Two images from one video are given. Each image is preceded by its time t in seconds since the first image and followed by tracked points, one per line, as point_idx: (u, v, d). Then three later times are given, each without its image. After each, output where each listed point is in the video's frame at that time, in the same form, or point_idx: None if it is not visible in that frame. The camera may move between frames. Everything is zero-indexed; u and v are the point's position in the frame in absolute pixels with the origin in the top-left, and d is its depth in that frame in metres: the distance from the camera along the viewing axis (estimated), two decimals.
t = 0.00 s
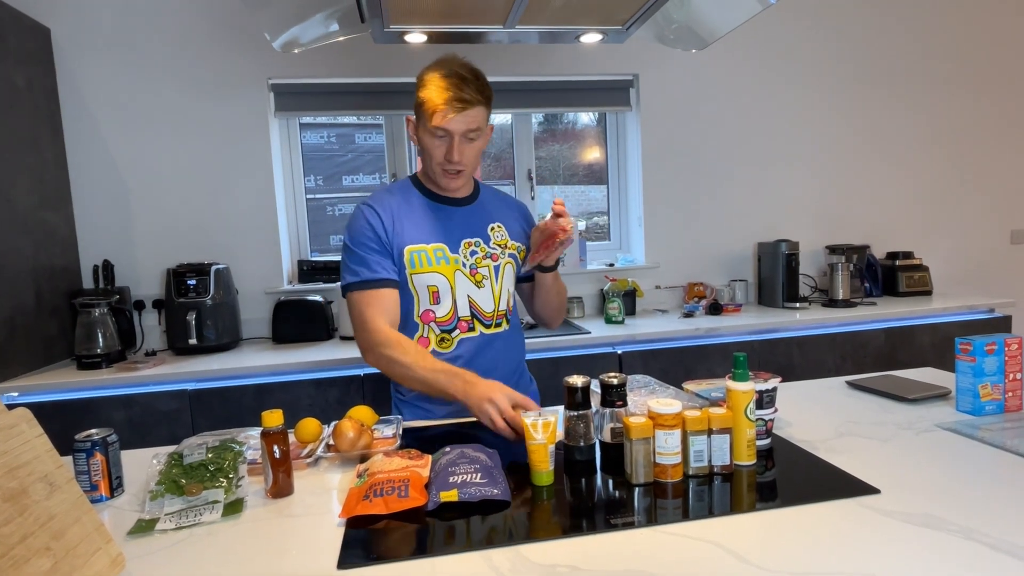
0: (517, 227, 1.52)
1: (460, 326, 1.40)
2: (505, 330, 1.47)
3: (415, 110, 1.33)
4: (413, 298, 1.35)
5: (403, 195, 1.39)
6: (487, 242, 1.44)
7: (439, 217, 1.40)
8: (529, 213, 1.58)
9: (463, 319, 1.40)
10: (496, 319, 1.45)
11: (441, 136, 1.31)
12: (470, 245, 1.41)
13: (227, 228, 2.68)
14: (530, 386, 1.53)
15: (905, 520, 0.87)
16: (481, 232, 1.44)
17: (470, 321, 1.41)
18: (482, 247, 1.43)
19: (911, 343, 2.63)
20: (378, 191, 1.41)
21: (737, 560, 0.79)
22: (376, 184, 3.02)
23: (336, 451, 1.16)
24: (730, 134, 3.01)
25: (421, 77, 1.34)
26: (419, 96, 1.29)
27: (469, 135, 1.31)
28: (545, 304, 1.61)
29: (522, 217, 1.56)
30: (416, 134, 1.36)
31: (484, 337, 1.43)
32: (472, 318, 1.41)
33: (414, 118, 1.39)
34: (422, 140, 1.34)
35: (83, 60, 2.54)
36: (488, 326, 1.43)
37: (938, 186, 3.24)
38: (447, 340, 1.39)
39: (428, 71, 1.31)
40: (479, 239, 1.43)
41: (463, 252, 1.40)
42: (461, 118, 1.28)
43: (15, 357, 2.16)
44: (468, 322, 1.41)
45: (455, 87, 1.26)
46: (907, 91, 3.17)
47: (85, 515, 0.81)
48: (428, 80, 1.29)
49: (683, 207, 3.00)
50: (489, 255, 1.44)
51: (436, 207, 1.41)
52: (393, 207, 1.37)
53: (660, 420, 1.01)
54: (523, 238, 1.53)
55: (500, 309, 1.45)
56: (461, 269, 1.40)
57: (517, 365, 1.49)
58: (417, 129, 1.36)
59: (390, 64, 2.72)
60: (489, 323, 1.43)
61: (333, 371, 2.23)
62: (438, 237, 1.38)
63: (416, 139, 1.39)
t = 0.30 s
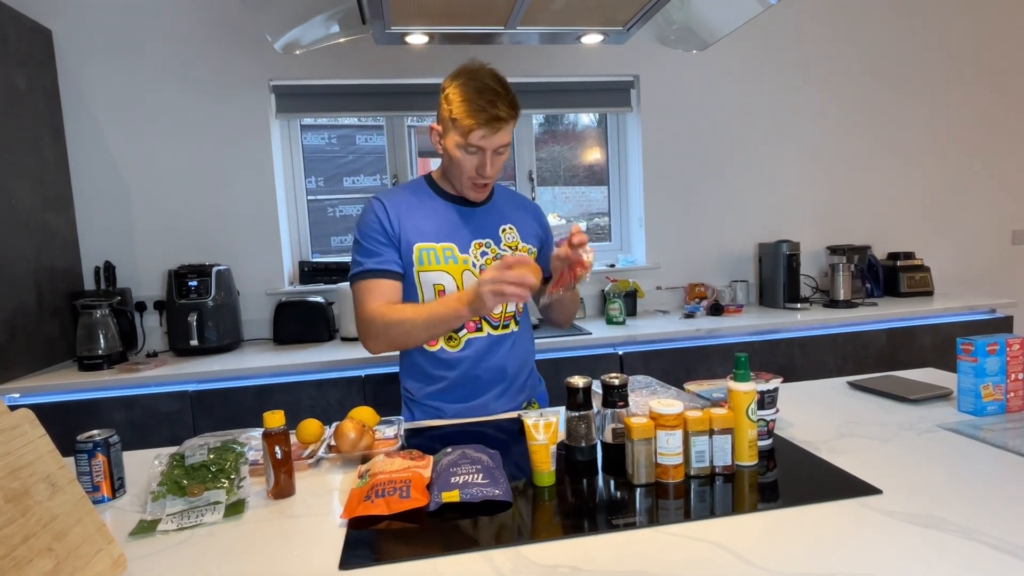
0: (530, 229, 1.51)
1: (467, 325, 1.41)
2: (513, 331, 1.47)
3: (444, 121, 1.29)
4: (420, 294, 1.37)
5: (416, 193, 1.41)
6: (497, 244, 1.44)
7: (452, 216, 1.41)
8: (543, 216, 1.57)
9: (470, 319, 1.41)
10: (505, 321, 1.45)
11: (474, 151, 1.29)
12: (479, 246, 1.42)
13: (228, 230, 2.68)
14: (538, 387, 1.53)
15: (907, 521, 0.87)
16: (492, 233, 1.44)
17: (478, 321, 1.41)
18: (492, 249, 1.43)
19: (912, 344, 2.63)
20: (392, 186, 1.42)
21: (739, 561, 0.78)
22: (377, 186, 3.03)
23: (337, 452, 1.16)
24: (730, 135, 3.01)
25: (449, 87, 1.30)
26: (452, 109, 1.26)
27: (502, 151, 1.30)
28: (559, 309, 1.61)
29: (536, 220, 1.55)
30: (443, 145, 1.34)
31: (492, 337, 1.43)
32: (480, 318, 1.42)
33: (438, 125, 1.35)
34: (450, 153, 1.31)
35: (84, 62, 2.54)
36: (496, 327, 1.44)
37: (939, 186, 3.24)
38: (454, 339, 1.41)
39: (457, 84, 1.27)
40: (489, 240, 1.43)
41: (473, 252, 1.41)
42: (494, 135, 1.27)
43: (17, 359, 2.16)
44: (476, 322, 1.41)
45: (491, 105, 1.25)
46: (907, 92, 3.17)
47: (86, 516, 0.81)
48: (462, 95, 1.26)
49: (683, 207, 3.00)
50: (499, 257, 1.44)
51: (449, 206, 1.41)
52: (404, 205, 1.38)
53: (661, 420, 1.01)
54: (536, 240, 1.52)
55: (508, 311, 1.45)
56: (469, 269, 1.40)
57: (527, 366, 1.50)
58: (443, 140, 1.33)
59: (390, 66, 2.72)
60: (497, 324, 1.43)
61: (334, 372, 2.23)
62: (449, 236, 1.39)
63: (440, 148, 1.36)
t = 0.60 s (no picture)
0: (540, 230, 1.51)
1: (477, 326, 1.40)
2: (522, 331, 1.47)
3: (453, 118, 1.31)
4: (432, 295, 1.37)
5: (428, 193, 1.41)
6: (508, 244, 1.44)
7: (463, 217, 1.41)
8: (553, 217, 1.56)
9: (481, 319, 1.40)
10: (514, 321, 1.45)
11: (483, 147, 1.30)
12: (490, 246, 1.41)
13: (228, 230, 2.68)
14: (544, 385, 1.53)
15: (905, 520, 0.87)
16: (503, 233, 1.44)
17: (488, 321, 1.41)
18: (503, 249, 1.43)
19: (911, 344, 2.63)
20: (404, 188, 1.43)
21: (737, 560, 0.79)
22: (376, 186, 3.03)
23: (337, 452, 1.16)
24: (729, 135, 3.02)
25: (457, 83, 1.31)
26: (461, 106, 1.27)
27: (511, 147, 1.31)
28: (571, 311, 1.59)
29: (546, 220, 1.55)
30: (451, 142, 1.35)
31: (502, 338, 1.43)
32: (490, 318, 1.41)
33: (447, 122, 1.36)
34: (459, 149, 1.32)
35: (83, 62, 2.54)
36: (506, 327, 1.43)
37: (938, 187, 3.25)
38: (464, 338, 1.40)
39: (465, 81, 1.29)
40: (500, 241, 1.43)
41: (483, 253, 1.41)
42: (501, 131, 1.28)
43: (16, 360, 2.16)
44: (486, 322, 1.41)
45: (499, 100, 1.26)
46: (906, 92, 3.17)
47: (87, 516, 0.81)
48: (470, 90, 1.27)
49: (682, 208, 3.01)
50: (509, 257, 1.43)
51: (460, 206, 1.42)
52: (417, 205, 1.38)
53: (660, 420, 1.01)
54: (546, 241, 1.52)
55: (517, 311, 1.45)
56: (481, 269, 1.40)
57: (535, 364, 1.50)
58: (452, 136, 1.34)
59: (389, 66, 2.72)
60: (506, 324, 1.43)
61: (333, 372, 2.23)
62: (460, 237, 1.39)
63: (449, 146, 1.38)
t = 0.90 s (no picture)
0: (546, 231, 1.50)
1: (480, 326, 1.41)
2: (526, 332, 1.46)
3: (459, 117, 1.31)
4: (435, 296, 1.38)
5: (433, 195, 1.41)
6: (512, 245, 1.43)
7: (467, 218, 1.41)
8: (560, 217, 1.55)
9: (484, 320, 1.41)
10: (519, 322, 1.45)
11: (488, 145, 1.30)
12: (494, 247, 1.41)
13: (227, 232, 2.69)
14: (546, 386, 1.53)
15: (904, 521, 0.87)
16: (507, 234, 1.44)
17: (491, 322, 1.41)
18: (507, 250, 1.43)
19: (910, 345, 2.64)
20: (410, 188, 1.43)
21: (736, 561, 0.79)
22: (375, 188, 3.03)
23: (336, 454, 1.16)
24: (728, 137, 3.02)
25: (463, 83, 1.32)
26: (467, 104, 1.28)
27: (516, 145, 1.31)
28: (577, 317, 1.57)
29: (552, 220, 1.54)
30: (458, 141, 1.35)
31: (505, 338, 1.43)
32: (493, 319, 1.41)
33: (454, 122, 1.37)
34: (465, 148, 1.32)
35: (82, 65, 2.55)
36: (509, 328, 1.43)
37: (936, 188, 3.26)
38: (467, 338, 1.41)
39: (471, 81, 1.30)
40: (504, 242, 1.43)
41: (488, 254, 1.40)
42: (507, 130, 1.27)
43: (15, 362, 2.16)
44: (488, 323, 1.41)
45: (504, 98, 1.26)
46: (904, 93, 3.18)
47: (86, 519, 0.81)
48: (476, 89, 1.28)
49: (681, 209, 3.01)
50: (513, 258, 1.43)
51: (465, 208, 1.42)
52: (420, 206, 1.39)
53: (658, 421, 1.02)
54: (552, 241, 1.52)
55: (521, 312, 1.45)
56: (484, 270, 1.40)
57: (538, 365, 1.50)
58: (458, 136, 1.34)
59: (388, 68, 2.72)
60: (509, 325, 1.43)
61: (332, 374, 2.24)
62: (463, 237, 1.39)
63: (456, 146, 1.38)
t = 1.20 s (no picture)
0: (549, 228, 1.49)
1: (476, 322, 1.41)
2: (525, 330, 1.46)
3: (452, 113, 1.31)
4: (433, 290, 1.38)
5: (433, 191, 1.42)
6: (511, 242, 1.44)
7: (467, 214, 1.41)
8: (565, 215, 1.53)
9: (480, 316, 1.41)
10: (516, 320, 1.44)
11: (478, 145, 1.30)
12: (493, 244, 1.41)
13: (227, 231, 2.68)
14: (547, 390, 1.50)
15: (906, 520, 0.87)
16: (507, 231, 1.44)
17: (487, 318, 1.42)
18: (505, 247, 1.43)
19: (910, 344, 2.64)
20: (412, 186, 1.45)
21: (738, 559, 0.79)
22: (375, 187, 3.02)
23: (337, 453, 1.16)
24: (728, 136, 3.02)
25: (460, 81, 1.31)
26: (459, 102, 1.28)
27: (506, 146, 1.30)
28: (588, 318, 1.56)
29: (557, 219, 1.52)
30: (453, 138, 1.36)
31: (501, 336, 1.43)
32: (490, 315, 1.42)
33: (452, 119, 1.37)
34: (456, 145, 1.33)
35: (81, 64, 2.54)
36: (506, 325, 1.43)
37: (937, 187, 3.25)
38: (463, 334, 1.41)
39: (467, 79, 1.29)
40: (503, 239, 1.43)
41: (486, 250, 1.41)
42: (496, 130, 1.26)
43: (15, 361, 2.15)
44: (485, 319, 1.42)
45: (493, 99, 1.25)
46: (904, 92, 3.18)
47: (86, 517, 0.81)
48: (469, 88, 1.27)
49: (681, 208, 3.01)
50: (511, 255, 1.44)
51: (465, 204, 1.42)
52: (420, 202, 1.40)
53: (660, 420, 1.01)
54: (555, 239, 1.50)
55: (519, 309, 1.45)
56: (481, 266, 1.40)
57: (541, 364, 1.49)
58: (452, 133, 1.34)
59: (387, 67, 2.72)
60: (506, 322, 1.43)
61: (332, 373, 2.23)
62: (462, 233, 1.39)
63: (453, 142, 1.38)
